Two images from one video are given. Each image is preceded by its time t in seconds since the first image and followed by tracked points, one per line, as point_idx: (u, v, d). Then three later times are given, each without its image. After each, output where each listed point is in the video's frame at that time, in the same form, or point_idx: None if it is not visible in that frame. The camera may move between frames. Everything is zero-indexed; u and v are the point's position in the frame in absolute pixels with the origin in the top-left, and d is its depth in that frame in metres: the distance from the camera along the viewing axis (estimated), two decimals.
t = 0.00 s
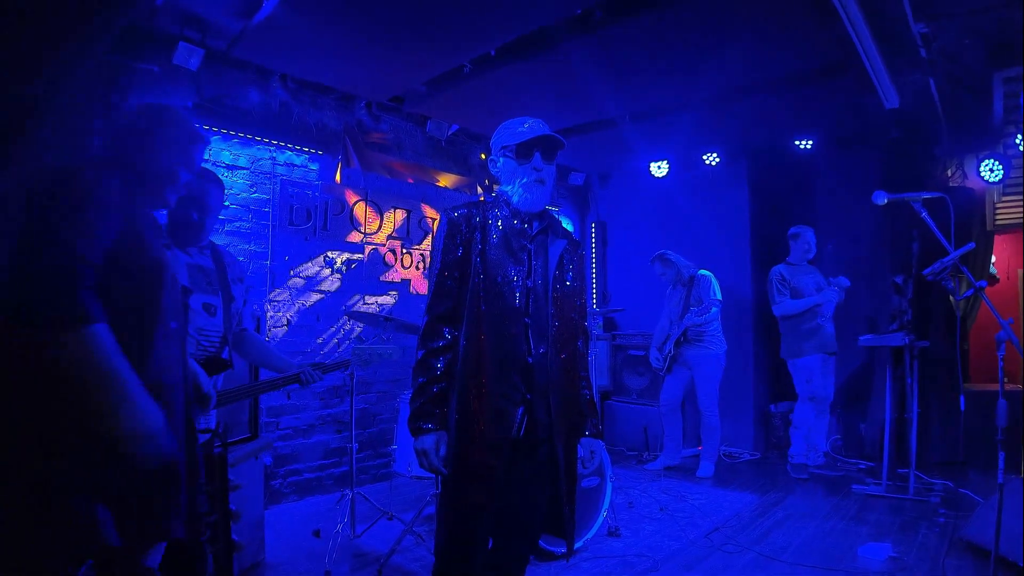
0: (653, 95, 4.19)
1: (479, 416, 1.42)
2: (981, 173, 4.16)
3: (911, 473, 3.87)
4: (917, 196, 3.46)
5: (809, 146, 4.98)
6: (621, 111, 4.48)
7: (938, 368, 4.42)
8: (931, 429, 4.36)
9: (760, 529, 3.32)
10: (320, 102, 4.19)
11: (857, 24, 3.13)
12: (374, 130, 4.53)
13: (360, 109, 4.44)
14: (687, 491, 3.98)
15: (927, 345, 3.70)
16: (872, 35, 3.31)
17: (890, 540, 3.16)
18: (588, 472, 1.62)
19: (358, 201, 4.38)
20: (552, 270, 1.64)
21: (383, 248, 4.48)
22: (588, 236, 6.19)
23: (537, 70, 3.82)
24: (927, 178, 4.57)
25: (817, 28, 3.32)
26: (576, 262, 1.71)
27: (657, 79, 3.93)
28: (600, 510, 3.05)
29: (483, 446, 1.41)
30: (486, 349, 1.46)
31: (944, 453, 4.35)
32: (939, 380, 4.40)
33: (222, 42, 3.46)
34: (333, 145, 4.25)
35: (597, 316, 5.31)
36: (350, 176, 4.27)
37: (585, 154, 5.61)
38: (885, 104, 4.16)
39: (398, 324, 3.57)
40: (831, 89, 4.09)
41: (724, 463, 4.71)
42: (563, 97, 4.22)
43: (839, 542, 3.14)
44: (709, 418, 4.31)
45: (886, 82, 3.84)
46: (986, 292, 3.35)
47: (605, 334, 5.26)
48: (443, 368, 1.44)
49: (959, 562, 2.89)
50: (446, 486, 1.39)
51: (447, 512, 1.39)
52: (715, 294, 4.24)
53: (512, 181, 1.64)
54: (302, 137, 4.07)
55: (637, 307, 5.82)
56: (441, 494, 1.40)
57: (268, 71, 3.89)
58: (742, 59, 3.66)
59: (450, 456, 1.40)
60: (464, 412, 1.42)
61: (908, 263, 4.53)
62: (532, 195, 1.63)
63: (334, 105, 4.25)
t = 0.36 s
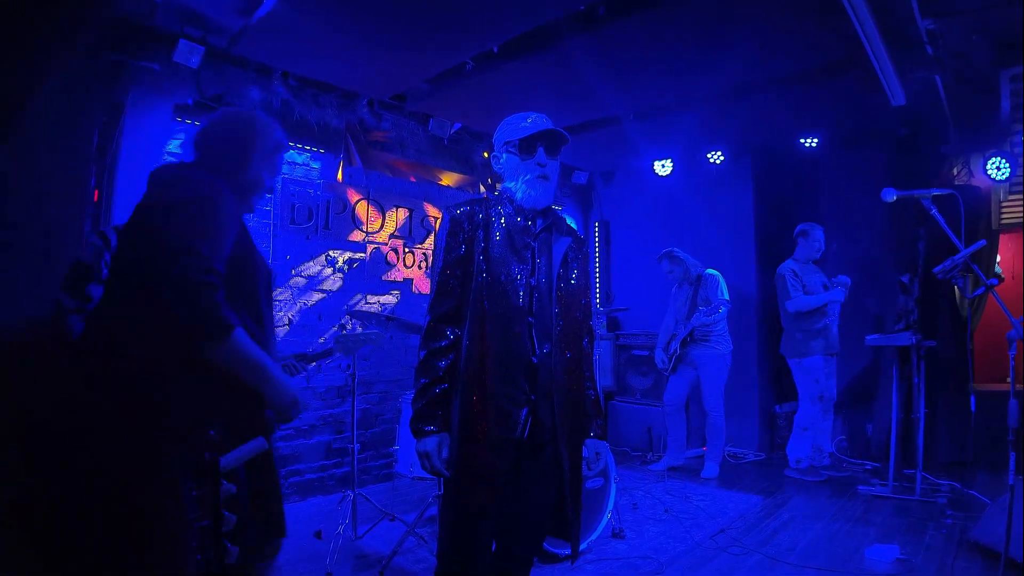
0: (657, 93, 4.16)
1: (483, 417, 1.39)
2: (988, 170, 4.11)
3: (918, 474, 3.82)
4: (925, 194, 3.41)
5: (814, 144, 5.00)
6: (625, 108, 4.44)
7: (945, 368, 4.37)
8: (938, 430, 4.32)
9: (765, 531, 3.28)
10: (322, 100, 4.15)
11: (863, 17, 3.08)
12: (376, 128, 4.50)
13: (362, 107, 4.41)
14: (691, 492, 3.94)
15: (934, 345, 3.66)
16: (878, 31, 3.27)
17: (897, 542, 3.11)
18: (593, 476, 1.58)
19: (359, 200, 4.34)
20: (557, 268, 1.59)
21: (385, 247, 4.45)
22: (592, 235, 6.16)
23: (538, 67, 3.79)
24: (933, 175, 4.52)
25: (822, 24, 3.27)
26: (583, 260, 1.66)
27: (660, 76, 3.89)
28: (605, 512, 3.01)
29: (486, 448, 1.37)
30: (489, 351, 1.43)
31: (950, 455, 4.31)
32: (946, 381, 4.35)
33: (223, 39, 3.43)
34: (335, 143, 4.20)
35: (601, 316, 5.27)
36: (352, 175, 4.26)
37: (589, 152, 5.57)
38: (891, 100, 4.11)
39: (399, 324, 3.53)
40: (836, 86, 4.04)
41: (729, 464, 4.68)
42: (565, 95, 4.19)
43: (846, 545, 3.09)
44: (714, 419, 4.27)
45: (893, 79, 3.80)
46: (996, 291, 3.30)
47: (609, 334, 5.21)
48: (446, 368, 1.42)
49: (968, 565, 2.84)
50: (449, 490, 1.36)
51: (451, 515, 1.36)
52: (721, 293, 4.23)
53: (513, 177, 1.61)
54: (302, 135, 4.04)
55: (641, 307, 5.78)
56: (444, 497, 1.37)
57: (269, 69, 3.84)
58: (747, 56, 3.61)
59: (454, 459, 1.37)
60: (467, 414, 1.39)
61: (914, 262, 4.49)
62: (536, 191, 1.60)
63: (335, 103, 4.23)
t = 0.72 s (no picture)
0: (658, 89, 4.12)
1: (480, 416, 1.36)
2: (992, 168, 4.07)
3: (922, 474, 3.79)
4: (931, 190, 3.37)
5: (817, 141, 4.97)
6: (626, 105, 4.41)
7: (948, 367, 4.34)
8: (941, 429, 4.29)
9: (768, 532, 3.25)
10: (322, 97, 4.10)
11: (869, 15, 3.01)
12: (376, 127, 4.22)
13: (360, 105, 4.24)
14: (693, 492, 3.91)
15: (938, 343, 3.63)
16: (883, 26, 3.24)
17: (902, 543, 3.08)
18: (594, 476, 1.54)
19: (359, 199, 4.31)
20: (557, 264, 1.55)
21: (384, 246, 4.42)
22: (593, 234, 6.13)
23: (538, 63, 3.75)
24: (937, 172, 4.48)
25: (826, 19, 3.24)
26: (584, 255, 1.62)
27: (661, 73, 3.86)
28: (606, 512, 2.98)
29: (483, 448, 1.34)
30: (486, 349, 1.39)
31: (953, 454, 4.28)
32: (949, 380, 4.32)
33: (220, 36, 3.40)
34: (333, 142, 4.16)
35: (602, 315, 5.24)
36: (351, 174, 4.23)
37: (590, 150, 5.53)
38: (895, 97, 4.07)
39: (398, 323, 3.50)
40: (839, 83, 4.01)
41: (731, 463, 4.64)
42: (565, 92, 4.16)
43: (849, 545, 3.06)
44: (716, 419, 4.23)
45: (897, 75, 3.76)
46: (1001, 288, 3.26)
47: (610, 334, 5.17)
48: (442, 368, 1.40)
49: (974, 566, 2.81)
50: (447, 490, 1.33)
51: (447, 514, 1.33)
52: (725, 292, 4.18)
53: (514, 169, 1.58)
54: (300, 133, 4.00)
55: (641, 306, 5.75)
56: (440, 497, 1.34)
57: (267, 65, 3.78)
58: (749, 52, 3.58)
59: (451, 459, 1.35)
60: (464, 413, 1.36)
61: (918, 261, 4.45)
62: (537, 184, 1.56)
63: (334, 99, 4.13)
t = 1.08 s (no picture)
0: (659, 85, 4.09)
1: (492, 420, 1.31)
2: (995, 165, 4.04)
3: (925, 474, 3.75)
4: (934, 186, 3.34)
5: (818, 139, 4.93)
6: (627, 101, 4.37)
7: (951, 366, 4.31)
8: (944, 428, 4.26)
9: (769, 532, 3.21)
10: (319, 94, 4.05)
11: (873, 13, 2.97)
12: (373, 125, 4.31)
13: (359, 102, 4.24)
14: (694, 492, 3.88)
15: (941, 341, 3.60)
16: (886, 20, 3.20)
17: (905, 543, 3.04)
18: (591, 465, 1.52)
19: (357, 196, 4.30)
20: (559, 258, 1.51)
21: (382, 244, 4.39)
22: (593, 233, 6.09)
23: (537, 58, 3.72)
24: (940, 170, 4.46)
25: (829, 14, 3.20)
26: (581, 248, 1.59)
27: (662, 68, 3.82)
28: (606, 512, 2.95)
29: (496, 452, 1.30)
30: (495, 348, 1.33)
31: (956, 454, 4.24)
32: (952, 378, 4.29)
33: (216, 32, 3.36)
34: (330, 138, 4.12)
35: (603, 314, 5.21)
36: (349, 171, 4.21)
37: (590, 148, 5.50)
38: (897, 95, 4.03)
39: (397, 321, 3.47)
40: (840, 79, 3.98)
41: (732, 463, 4.61)
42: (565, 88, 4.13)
43: (852, 546, 3.02)
44: (717, 418, 4.20)
45: (900, 72, 3.72)
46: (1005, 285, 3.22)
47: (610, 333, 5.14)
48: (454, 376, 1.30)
49: (978, 566, 2.77)
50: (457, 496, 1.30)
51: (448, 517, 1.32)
52: (727, 291, 4.14)
53: (537, 154, 1.48)
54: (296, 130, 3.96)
55: (642, 305, 5.72)
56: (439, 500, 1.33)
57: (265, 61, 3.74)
58: (750, 47, 3.54)
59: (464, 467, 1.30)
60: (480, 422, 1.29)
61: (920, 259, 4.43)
62: (556, 175, 1.50)
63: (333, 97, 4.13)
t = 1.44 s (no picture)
0: (658, 84, 4.07)
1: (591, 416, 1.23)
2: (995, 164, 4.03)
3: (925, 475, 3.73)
4: (934, 186, 3.31)
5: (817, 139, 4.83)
6: (625, 100, 4.36)
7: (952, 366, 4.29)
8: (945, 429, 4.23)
9: (769, 534, 3.19)
10: (315, 94, 3.96)
11: (871, 13, 2.94)
12: (371, 124, 4.27)
13: (356, 101, 4.19)
14: (693, 493, 3.85)
15: (940, 342, 3.58)
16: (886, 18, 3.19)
17: (906, 545, 3.02)
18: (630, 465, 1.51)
19: (354, 196, 4.31)
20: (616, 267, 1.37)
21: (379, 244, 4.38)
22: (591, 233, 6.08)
23: (535, 57, 3.70)
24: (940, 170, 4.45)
25: (829, 13, 3.18)
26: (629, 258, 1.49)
27: (661, 67, 3.80)
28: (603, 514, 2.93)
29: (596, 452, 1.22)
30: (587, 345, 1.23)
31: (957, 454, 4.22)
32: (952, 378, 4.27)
33: (213, 32, 3.34)
34: (328, 138, 4.14)
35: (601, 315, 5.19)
36: (346, 171, 4.22)
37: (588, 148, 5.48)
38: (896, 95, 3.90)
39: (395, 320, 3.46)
40: (840, 79, 3.96)
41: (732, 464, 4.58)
42: (564, 87, 4.11)
43: (852, 548, 3.00)
44: (716, 419, 4.17)
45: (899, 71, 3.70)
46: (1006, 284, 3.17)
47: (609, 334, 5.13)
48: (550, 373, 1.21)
49: (980, 568, 2.75)
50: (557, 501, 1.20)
51: (474, 524, 1.23)
52: (727, 292, 4.11)
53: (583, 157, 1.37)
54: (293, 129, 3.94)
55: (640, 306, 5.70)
56: (465, 501, 1.25)
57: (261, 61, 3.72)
58: (748, 47, 3.53)
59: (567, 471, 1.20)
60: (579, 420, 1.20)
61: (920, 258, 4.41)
62: (597, 178, 1.37)
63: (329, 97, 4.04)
